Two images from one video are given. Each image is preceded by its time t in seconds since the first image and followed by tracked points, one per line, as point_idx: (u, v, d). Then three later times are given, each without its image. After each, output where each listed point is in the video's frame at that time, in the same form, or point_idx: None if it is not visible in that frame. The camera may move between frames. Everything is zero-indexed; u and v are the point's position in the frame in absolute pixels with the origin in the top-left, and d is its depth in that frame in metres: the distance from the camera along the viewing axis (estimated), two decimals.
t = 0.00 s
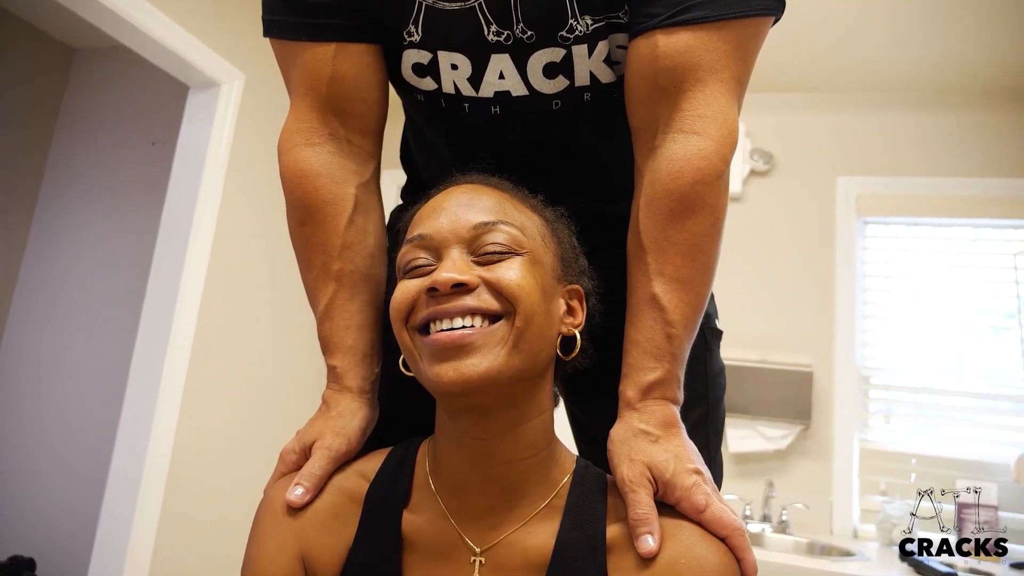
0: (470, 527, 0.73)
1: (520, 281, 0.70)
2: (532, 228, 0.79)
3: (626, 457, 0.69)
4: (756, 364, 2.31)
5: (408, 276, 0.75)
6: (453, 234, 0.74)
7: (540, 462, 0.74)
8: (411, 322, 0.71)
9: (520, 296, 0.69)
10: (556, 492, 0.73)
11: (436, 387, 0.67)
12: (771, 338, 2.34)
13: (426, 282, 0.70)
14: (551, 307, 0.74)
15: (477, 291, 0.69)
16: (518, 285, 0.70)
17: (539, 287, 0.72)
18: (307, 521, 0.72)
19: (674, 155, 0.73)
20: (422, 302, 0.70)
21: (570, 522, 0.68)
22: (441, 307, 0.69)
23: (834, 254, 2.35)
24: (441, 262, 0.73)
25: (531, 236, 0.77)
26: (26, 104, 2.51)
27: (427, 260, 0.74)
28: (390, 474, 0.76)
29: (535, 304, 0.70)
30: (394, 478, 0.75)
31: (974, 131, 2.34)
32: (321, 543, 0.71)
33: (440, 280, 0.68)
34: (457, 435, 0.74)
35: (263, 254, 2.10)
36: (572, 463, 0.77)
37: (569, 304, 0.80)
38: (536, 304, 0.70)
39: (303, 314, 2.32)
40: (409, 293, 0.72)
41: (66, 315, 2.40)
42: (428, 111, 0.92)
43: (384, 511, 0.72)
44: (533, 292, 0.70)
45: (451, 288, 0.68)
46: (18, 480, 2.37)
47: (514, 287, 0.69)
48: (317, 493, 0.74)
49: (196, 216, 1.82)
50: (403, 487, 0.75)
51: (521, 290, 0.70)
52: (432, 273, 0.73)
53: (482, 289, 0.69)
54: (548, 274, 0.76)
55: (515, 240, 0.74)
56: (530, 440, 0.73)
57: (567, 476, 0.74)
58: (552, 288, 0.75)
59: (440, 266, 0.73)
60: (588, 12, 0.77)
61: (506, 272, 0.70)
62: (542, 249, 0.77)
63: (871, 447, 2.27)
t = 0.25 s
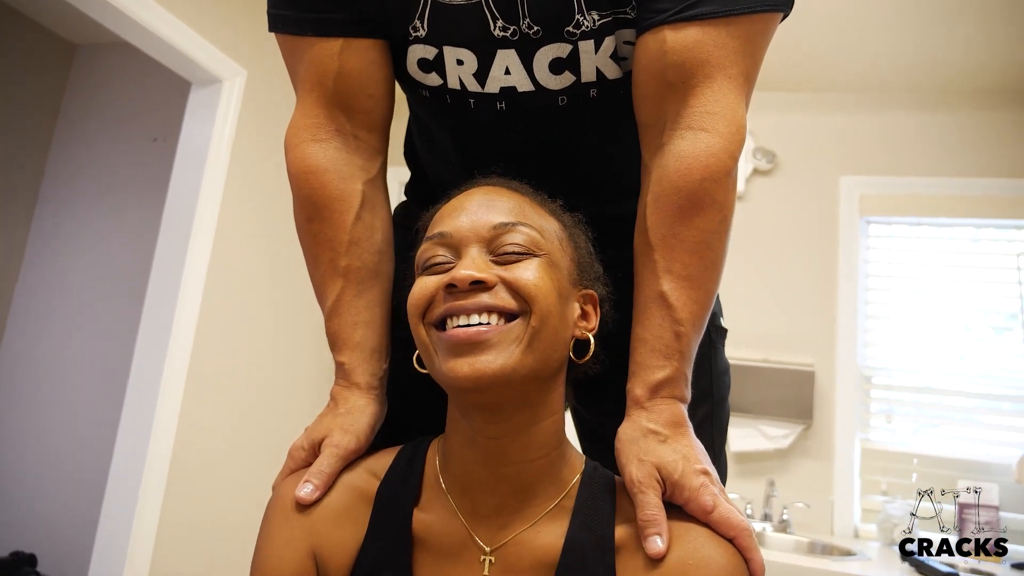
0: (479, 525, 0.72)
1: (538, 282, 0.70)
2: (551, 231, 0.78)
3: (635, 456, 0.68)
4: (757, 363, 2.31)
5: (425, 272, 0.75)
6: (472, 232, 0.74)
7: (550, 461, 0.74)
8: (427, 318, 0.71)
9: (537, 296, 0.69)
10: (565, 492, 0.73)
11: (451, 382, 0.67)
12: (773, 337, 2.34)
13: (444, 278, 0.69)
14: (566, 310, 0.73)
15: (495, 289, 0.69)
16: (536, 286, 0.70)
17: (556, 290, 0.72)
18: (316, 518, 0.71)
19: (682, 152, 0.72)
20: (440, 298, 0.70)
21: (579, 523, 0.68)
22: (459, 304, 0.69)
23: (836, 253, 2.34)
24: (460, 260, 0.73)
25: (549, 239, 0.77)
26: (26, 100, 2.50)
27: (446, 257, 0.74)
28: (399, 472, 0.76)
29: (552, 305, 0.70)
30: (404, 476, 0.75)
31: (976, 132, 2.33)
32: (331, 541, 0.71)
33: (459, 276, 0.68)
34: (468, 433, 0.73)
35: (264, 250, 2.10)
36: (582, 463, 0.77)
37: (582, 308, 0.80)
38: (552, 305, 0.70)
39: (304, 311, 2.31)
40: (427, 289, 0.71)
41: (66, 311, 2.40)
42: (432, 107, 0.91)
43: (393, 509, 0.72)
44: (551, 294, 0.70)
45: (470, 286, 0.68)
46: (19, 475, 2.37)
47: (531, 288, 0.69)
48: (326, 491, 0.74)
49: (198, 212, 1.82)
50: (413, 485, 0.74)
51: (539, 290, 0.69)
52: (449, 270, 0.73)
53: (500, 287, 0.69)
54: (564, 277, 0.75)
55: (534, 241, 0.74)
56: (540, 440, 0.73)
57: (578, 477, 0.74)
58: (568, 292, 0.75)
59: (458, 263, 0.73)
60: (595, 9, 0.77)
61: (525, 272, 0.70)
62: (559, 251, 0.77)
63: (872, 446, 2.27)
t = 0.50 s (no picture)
0: (490, 520, 0.73)
1: (551, 279, 0.70)
2: (563, 227, 0.78)
3: (645, 453, 0.69)
4: (758, 359, 2.31)
5: (438, 267, 0.75)
6: (485, 228, 0.74)
7: (560, 458, 0.74)
8: (440, 313, 0.71)
9: (549, 294, 0.69)
10: (576, 488, 0.73)
11: (463, 377, 0.67)
12: (774, 333, 2.35)
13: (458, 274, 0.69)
14: (578, 307, 0.74)
15: (509, 286, 0.69)
16: (549, 283, 0.70)
17: (568, 287, 0.72)
18: (326, 515, 0.72)
19: (689, 148, 0.73)
20: (453, 294, 0.70)
21: (592, 518, 0.69)
22: (472, 299, 0.69)
23: (837, 249, 2.35)
24: (473, 255, 0.73)
25: (562, 236, 0.77)
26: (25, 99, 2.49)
27: (459, 253, 0.74)
28: (409, 471, 0.76)
29: (564, 303, 0.70)
30: (414, 473, 0.76)
31: (977, 127, 2.33)
32: (341, 537, 0.71)
33: (473, 272, 0.68)
34: (478, 429, 0.74)
35: (265, 248, 2.10)
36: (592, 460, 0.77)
37: (593, 305, 0.80)
38: (564, 303, 0.70)
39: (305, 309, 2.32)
40: (440, 284, 0.71)
41: (68, 309, 2.40)
42: (437, 104, 0.91)
43: (404, 506, 0.73)
44: (563, 292, 0.70)
45: (483, 282, 0.68)
46: (23, 474, 2.37)
47: (544, 285, 0.69)
48: (336, 488, 0.74)
49: (200, 210, 1.82)
50: (423, 482, 0.75)
51: (551, 288, 0.70)
52: (463, 266, 0.73)
53: (513, 284, 0.69)
54: (576, 274, 0.75)
55: (547, 238, 0.74)
56: (551, 437, 0.73)
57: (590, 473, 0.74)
58: (580, 288, 0.75)
59: (471, 259, 0.73)
60: (600, 5, 0.77)
61: (538, 269, 0.70)
62: (572, 248, 0.77)
63: (873, 441, 2.28)
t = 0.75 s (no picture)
0: (489, 519, 0.73)
1: (552, 280, 0.70)
2: (565, 225, 0.78)
3: (643, 453, 0.69)
4: (757, 356, 2.32)
5: (438, 264, 0.75)
6: (487, 226, 0.74)
7: (560, 456, 0.74)
8: (440, 312, 0.71)
9: (550, 295, 0.69)
10: (576, 488, 0.74)
11: (462, 377, 0.67)
12: (773, 331, 2.35)
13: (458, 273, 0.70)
14: (578, 307, 0.74)
15: (508, 287, 0.69)
16: (549, 285, 0.70)
17: (569, 288, 0.72)
18: (327, 511, 0.72)
19: (687, 148, 0.73)
20: (452, 294, 0.71)
21: (591, 517, 0.69)
22: (471, 300, 0.69)
23: (837, 247, 2.35)
24: (474, 254, 0.73)
25: (565, 234, 0.77)
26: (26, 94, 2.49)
27: (459, 251, 0.74)
28: (409, 468, 0.77)
29: (565, 304, 0.71)
30: (414, 471, 0.76)
31: (977, 125, 2.33)
32: (342, 533, 0.71)
33: (473, 272, 0.68)
34: (477, 428, 0.74)
35: (265, 244, 2.10)
36: (592, 460, 0.77)
37: (596, 304, 0.80)
38: (565, 304, 0.71)
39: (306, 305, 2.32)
40: (440, 283, 0.72)
41: (68, 305, 2.40)
42: (436, 102, 0.91)
43: (404, 504, 0.73)
44: (564, 293, 0.70)
45: (482, 283, 0.68)
46: (23, 468, 2.38)
47: (545, 286, 0.69)
48: (337, 484, 0.74)
49: (200, 206, 1.82)
50: (423, 480, 0.76)
51: (552, 289, 0.70)
52: (463, 265, 0.73)
53: (513, 284, 0.69)
54: (578, 274, 0.76)
55: (549, 237, 0.74)
56: (551, 437, 0.74)
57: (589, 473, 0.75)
58: (581, 289, 0.75)
59: (472, 257, 0.73)
60: (598, 5, 0.78)
61: (539, 270, 0.70)
62: (574, 247, 0.77)
63: (872, 439, 2.29)
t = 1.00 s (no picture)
0: (484, 520, 0.73)
1: (550, 284, 0.70)
2: (563, 225, 0.78)
3: (639, 454, 0.69)
4: (756, 356, 2.32)
5: (434, 266, 0.75)
6: (484, 228, 0.74)
7: (556, 457, 0.75)
8: (436, 315, 0.71)
9: (547, 299, 0.69)
10: (572, 489, 0.74)
11: (459, 382, 0.67)
12: (771, 331, 2.35)
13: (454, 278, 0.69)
14: (576, 311, 0.74)
15: (506, 291, 0.69)
16: (548, 288, 0.70)
17: (567, 290, 0.72)
18: (320, 512, 0.72)
19: (682, 148, 0.73)
20: (449, 297, 0.70)
21: (588, 518, 0.69)
22: (468, 304, 0.69)
23: (835, 247, 2.35)
24: (471, 256, 0.73)
25: (563, 235, 0.77)
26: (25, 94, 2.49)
27: (456, 252, 0.74)
28: (403, 469, 0.77)
29: (562, 308, 0.71)
30: (409, 471, 0.76)
31: (976, 125, 2.33)
32: (334, 534, 0.71)
33: (469, 277, 0.68)
34: (473, 429, 0.74)
35: (264, 244, 2.10)
36: (589, 461, 0.77)
37: (594, 305, 0.80)
38: (562, 307, 0.71)
39: (305, 305, 2.32)
40: (437, 286, 0.72)
41: (67, 305, 2.40)
42: (433, 102, 0.91)
43: (398, 504, 0.73)
44: (562, 297, 0.70)
45: (479, 287, 0.68)
46: (23, 468, 2.38)
47: (543, 291, 0.69)
48: (330, 484, 0.75)
49: (198, 206, 1.82)
50: (417, 480, 0.76)
51: (550, 293, 0.70)
52: (460, 267, 0.73)
53: (511, 289, 0.69)
54: (577, 276, 0.76)
55: (547, 239, 0.74)
56: (548, 438, 0.74)
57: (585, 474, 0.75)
58: (579, 291, 0.75)
59: (469, 260, 0.73)
60: (593, 6, 0.78)
61: (537, 273, 0.70)
62: (573, 248, 0.77)
63: (870, 439, 2.29)
